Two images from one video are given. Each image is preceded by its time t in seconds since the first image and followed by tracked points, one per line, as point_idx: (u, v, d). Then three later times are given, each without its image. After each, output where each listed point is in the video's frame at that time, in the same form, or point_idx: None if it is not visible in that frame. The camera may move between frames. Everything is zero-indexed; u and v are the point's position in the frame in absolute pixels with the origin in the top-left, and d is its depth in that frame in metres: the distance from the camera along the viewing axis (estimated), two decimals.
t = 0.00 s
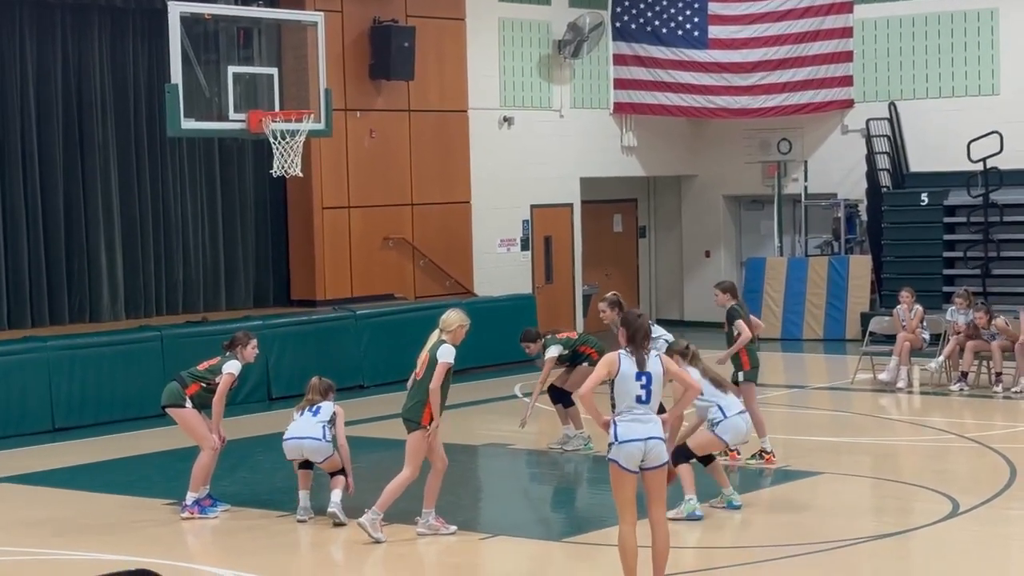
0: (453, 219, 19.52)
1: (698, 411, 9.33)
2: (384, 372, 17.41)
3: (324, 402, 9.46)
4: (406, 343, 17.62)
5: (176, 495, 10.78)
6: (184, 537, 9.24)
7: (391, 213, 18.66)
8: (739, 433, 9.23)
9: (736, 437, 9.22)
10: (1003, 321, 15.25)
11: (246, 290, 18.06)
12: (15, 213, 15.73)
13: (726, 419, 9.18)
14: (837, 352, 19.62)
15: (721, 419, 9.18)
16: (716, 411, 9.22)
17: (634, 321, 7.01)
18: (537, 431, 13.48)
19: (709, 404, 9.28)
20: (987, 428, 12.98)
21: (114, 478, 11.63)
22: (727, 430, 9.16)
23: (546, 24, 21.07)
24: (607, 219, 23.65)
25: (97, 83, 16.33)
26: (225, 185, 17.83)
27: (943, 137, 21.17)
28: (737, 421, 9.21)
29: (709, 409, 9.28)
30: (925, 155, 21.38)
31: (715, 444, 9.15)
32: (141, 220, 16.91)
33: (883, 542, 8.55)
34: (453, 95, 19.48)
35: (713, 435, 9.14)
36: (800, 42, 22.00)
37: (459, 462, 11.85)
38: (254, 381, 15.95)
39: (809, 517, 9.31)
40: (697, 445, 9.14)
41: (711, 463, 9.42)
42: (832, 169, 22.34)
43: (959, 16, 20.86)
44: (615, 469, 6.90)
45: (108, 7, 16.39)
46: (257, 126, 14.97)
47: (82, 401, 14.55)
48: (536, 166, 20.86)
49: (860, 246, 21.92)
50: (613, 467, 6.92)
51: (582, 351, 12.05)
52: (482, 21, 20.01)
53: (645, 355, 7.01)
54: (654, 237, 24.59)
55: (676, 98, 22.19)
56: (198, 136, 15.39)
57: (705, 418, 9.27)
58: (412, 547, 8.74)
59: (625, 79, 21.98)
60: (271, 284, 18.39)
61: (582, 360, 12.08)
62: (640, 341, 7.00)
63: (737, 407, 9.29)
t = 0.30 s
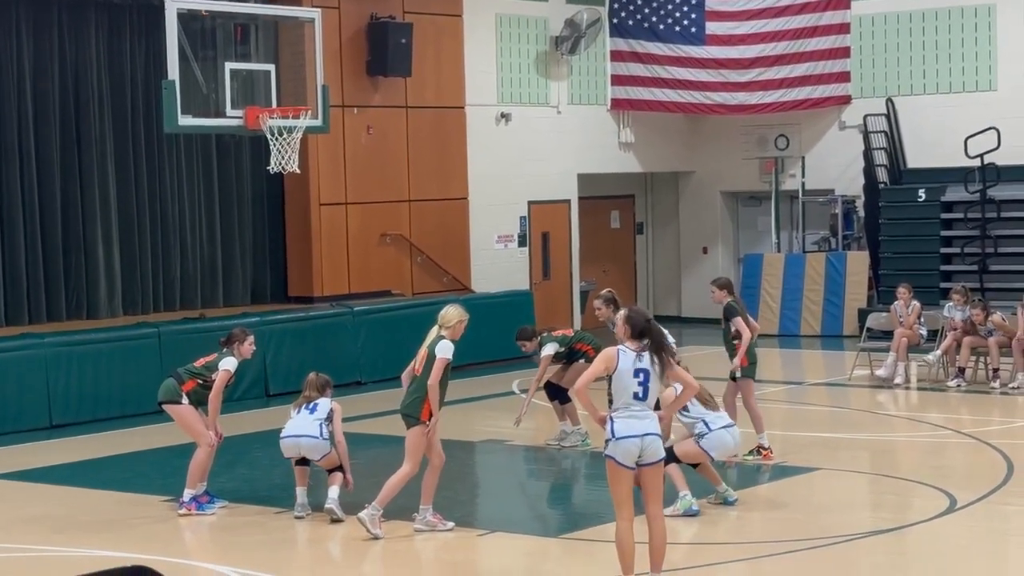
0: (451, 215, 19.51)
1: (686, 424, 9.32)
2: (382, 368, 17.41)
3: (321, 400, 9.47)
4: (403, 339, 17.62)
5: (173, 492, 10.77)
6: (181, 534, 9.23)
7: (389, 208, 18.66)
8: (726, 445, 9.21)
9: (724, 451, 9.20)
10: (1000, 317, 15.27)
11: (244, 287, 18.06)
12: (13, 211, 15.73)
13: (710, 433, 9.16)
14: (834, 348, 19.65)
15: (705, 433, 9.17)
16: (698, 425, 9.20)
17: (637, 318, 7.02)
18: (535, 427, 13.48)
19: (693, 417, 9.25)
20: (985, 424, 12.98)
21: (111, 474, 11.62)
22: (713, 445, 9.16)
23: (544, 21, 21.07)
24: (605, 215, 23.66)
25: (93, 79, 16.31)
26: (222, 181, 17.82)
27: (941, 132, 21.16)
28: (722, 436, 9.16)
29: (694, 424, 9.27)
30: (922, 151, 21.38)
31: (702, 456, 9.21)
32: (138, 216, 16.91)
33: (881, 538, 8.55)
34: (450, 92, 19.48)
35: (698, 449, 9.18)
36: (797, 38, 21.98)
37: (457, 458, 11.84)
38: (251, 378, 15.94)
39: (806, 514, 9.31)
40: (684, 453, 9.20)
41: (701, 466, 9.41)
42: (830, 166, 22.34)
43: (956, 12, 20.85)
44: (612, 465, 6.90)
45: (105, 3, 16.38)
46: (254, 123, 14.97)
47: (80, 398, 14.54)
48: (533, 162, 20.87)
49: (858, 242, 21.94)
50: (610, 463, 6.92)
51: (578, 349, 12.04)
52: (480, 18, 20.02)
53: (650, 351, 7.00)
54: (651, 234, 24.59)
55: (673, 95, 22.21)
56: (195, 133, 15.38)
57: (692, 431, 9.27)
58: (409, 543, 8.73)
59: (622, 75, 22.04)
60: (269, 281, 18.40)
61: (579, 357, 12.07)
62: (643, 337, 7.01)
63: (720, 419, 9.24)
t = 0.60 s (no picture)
0: (450, 213, 19.50)
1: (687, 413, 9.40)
2: (381, 367, 17.39)
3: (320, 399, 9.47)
4: (402, 338, 17.60)
5: (172, 490, 10.77)
6: (180, 532, 9.23)
7: (387, 207, 18.64)
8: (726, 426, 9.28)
9: (724, 431, 9.26)
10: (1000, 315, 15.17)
11: (242, 285, 18.04)
12: (12, 210, 15.71)
13: (709, 413, 9.22)
14: (833, 346, 19.63)
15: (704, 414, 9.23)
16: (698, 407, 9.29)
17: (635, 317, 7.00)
18: (534, 426, 13.47)
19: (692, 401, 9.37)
20: (984, 422, 12.98)
21: (110, 473, 11.62)
22: (713, 426, 9.20)
23: (543, 19, 21.05)
24: (603, 214, 23.65)
25: (92, 77, 16.30)
26: (221, 179, 17.80)
27: (939, 130, 21.16)
28: (721, 415, 9.24)
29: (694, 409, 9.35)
30: (921, 149, 21.37)
31: (705, 441, 9.17)
32: (137, 214, 16.89)
33: (880, 536, 8.55)
34: (449, 90, 19.47)
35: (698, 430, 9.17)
36: (796, 36, 22.00)
37: (456, 457, 11.83)
38: (250, 377, 15.94)
39: (805, 512, 9.31)
40: (686, 441, 9.10)
41: (705, 459, 9.35)
42: (828, 164, 22.34)
43: (954, 10, 20.85)
44: (612, 463, 6.89)
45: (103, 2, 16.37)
46: (252, 121, 14.95)
47: (78, 396, 14.53)
48: (532, 160, 20.86)
49: (855, 239, 21.72)
50: (610, 461, 6.91)
51: (577, 348, 12.05)
52: (480, 16, 20.03)
53: (651, 350, 7.00)
54: (650, 232, 24.58)
55: (671, 93, 22.21)
56: (193, 131, 15.36)
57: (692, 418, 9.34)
58: (408, 542, 8.73)
59: (621, 73, 22.03)
60: (268, 280, 18.38)
61: (577, 356, 12.07)
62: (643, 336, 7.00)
63: (718, 400, 9.37)
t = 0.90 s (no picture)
0: (449, 212, 19.51)
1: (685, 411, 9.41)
2: (380, 366, 17.39)
3: (319, 397, 9.47)
4: (402, 337, 17.61)
5: (171, 490, 10.77)
6: (178, 531, 9.23)
7: (386, 205, 18.63)
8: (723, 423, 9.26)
9: (723, 428, 9.27)
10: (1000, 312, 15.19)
11: (241, 285, 18.04)
12: (10, 209, 15.70)
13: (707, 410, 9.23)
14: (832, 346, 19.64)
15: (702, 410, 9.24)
16: (695, 403, 9.30)
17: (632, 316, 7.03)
18: (533, 425, 13.46)
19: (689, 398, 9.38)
20: (982, 422, 12.98)
21: (108, 472, 11.61)
22: (712, 422, 9.21)
23: (542, 18, 21.04)
24: (602, 213, 23.64)
25: (90, 75, 16.29)
26: (219, 178, 17.80)
27: (938, 130, 21.16)
28: (719, 412, 9.26)
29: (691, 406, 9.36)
30: (919, 148, 21.38)
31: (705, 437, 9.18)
32: (135, 214, 16.88)
33: (878, 535, 8.55)
34: (448, 89, 19.47)
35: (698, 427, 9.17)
36: (794, 36, 22.01)
37: (454, 456, 11.83)
38: (249, 376, 15.94)
39: (804, 512, 9.30)
40: (685, 440, 9.10)
41: (704, 457, 9.34)
42: (827, 163, 22.34)
43: (953, 10, 20.86)
44: (611, 463, 6.88)
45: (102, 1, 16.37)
46: (251, 120, 14.95)
47: (77, 395, 14.53)
48: (531, 159, 20.86)
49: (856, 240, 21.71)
50: (609, 461, 6.90)
51: (575, 347, 12.06)
52: (479, 15, 20.04)
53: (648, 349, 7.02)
54: (649, 231, 24.58)
55: (670, 92, 22.22)
56: (191, 130, 15.36)
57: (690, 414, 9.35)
58: (407, 541, 8.72)
59: (620, 73, 22.00)
60: (267, 279, 18.37)
61: (576, 356, 12.07)
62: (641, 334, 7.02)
63: (716, 397, 9.36)
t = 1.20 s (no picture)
0: (448, 213, 19.50)
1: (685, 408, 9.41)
2: (380, 366, 17.39)
3: (318, 397, 9.47)
4: (402, 337, 17.61)
5: (170, 490, 10.76)
6: (178, 531, 9.22)
7: (386, 206, 18.63)
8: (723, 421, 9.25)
9: (722, 425, 9.24)
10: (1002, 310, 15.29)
11: (241, 285, 18.03)
12: (9, 209, 15.69)
13: (706, 408, 9.23)
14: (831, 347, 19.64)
15: (701, 407, 9.24)
16: (694, 400, 9.29)
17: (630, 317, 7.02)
18: (532, 425, 13.46)
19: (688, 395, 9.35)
20: (982, 423, 12.98)
21: (107, 472, 11.61)
22: (711, 420, 9.19)
23: (541, 18, 21.04)
24: (602, 213, 23.64)
25: (90, 76, 16.29)
26: (219, 178, 17.80)
27: (937, 131, 21.17)
28: (719, 409, 9.23)
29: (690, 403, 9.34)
30: (919, 149, 21.39)
31: (705, 436, 9.19)
32: (135, 214, 16.88)
33: (878, 536, 8.55)
34: (448, 89, 19.47)
35: (699, 425, 9.18)
36: (794, 37, 22.00)
37: (454, 457, 11.82)
38: (248, 376, 15.94)
39: (803, 513, 9.30)
40: (686, 439, 9.13)
41: (704, 457, 9.34)
42: (827, 164, 22.34)
43: (953, 11, 20.85)
44: (610, 464, 6.88)
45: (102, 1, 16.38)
46: (251, 120, 14.95)
47: (77, 395, 14.53)
48: (531, 159, 20.87)
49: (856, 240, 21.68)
50: (608, 462, 6.90)
51: (574, 348, 12.07)
52: (479, 16, 20.05)
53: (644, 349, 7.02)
54: (649, 232, 24.58)
55: (670, 93, 22.22)
56: (191, 130, 15.36)
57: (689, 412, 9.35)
58: (406, 541, 8.72)
59: (620, 73, 22.00)
60: (266, 279, 18.35)
61: (575, 356, 12.08)
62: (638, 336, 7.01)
63: (716, 395, 9.32)
